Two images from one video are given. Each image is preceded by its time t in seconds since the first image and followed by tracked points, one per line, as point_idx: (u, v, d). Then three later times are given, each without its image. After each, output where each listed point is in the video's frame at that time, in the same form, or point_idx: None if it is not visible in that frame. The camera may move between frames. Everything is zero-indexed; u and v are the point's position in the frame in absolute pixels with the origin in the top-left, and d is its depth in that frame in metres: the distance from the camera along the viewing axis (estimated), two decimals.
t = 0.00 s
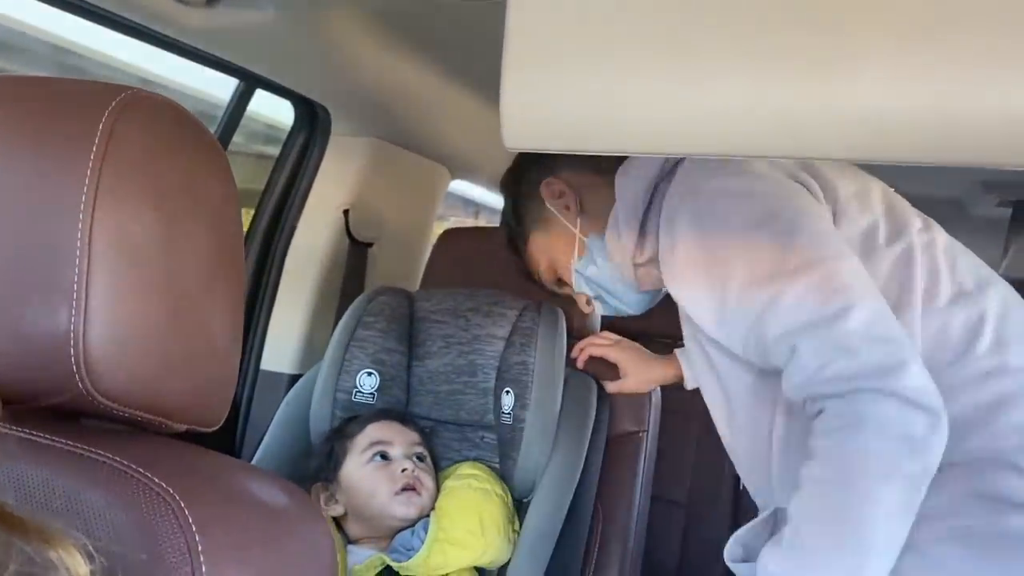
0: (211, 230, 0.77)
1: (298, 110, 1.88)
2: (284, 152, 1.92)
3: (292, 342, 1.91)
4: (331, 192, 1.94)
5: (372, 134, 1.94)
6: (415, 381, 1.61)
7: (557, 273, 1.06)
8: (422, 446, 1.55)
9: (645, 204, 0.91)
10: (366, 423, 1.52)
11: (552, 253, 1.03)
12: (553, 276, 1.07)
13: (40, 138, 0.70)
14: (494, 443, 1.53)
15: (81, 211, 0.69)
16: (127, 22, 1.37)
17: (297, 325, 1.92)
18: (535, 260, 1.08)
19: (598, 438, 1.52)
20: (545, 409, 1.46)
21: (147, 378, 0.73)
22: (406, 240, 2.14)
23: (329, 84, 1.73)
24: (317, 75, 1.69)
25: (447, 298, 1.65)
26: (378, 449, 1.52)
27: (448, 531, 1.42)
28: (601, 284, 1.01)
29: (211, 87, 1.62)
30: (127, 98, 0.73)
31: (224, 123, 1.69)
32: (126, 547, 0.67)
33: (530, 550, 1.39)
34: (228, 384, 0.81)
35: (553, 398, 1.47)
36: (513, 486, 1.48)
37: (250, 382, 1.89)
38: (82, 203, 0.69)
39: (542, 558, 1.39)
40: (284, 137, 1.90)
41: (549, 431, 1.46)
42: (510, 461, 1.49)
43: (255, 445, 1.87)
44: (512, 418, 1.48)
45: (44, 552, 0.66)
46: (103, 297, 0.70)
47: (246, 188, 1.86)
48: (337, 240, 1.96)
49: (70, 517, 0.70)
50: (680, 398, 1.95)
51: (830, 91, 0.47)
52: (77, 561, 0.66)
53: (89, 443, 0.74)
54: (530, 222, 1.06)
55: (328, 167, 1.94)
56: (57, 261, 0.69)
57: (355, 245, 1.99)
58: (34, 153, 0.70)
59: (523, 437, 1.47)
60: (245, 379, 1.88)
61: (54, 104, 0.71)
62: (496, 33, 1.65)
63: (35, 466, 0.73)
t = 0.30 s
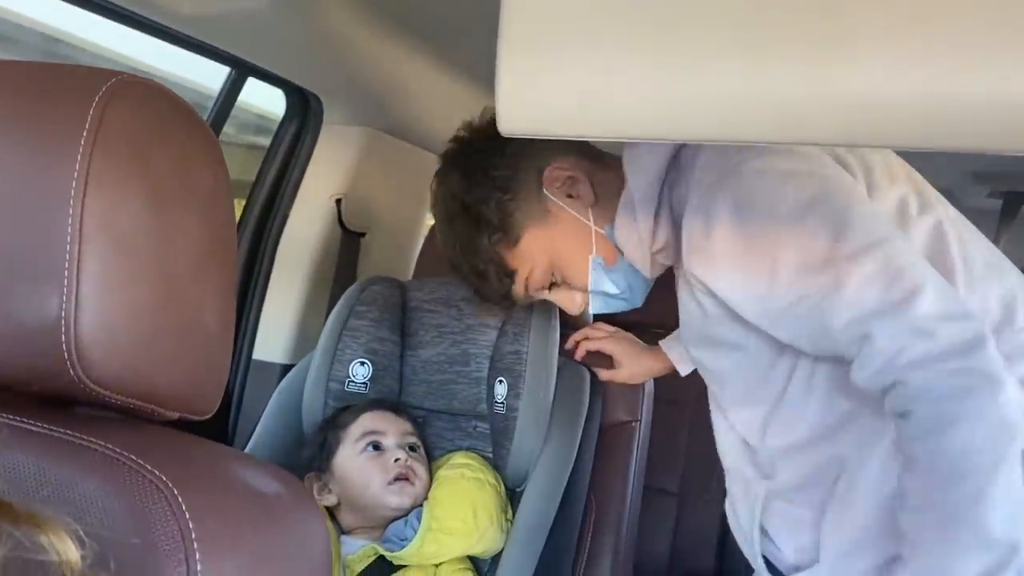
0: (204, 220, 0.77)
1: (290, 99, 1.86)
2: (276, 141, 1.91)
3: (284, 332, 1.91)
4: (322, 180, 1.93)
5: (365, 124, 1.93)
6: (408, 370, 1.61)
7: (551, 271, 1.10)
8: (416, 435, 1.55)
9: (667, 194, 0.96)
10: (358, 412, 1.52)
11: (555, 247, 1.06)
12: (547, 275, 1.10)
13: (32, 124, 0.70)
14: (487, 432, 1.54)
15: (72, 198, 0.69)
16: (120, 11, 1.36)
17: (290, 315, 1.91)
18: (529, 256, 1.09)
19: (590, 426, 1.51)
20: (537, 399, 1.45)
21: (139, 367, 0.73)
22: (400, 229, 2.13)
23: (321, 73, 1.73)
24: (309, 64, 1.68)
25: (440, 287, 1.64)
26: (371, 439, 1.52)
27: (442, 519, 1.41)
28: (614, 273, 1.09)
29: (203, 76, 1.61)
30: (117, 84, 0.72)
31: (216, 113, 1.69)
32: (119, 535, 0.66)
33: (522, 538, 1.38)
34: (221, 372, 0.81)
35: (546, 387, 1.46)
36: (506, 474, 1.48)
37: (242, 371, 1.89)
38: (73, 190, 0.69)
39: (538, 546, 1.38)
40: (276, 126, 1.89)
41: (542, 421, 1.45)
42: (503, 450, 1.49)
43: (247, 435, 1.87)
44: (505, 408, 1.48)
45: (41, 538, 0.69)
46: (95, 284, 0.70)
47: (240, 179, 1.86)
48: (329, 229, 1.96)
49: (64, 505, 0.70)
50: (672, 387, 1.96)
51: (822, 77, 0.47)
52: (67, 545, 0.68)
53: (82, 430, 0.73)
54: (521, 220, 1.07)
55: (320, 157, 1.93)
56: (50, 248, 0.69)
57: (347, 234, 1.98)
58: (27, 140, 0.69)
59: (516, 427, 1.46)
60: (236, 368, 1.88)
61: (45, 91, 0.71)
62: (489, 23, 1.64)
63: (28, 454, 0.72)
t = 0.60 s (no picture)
0: (193, 214, 0.76)
1: (278, 91, 1.85)
2: (266, 133, 1.90)
3: (273, 327, 1.91)
4: (311, 174, 1.92)
5: (353, 117, 1.93)
6: (398, 365, 1.60)
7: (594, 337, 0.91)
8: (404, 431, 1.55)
9: (767, 262, 0.87)
10: (348, 407, 1.53)
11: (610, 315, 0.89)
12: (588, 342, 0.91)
13: (15, 118, 0.69)
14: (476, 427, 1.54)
15: (57, 193, 0.68)
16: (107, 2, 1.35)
17: (278, 310, 1.91)
18: (588, 320, 0.88)
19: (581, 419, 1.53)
20: (527, 393, 1.46)
21: (125, 363, 0.72)
22: (388, 223, 2.13)
23: (310, 66, 1.72)
24: (298, 57, 1.67)
25: (429, 282, 1.64)
26: (359, 434, 1.52)
27: (431, 513, 1.41)
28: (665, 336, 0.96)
29: (190, 69, 1.60)
30: (103, 78, 0.71)
31: (204, 107, 1.67)
32: (104, 533, 0.66)
33: (513, 530, 1.39)
34: (209, 368, 0.80)
35: (535, 381, 1.47)
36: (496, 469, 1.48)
37: (231, 367, 1.89)
38: (57, 185, 0.68)
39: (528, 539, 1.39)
40: (265, 118, 1.89)
41: (532, 415, 1.46)
42: (493, 444, 1.49)
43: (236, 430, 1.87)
44: (495, 402, 1.47)
45: (23, 538, 0.69)
46: (80, 279, 0.69)
47: (228, 173, 1.86)
48: (318, 223, 1.94)
49: (48, 502, 0.69)
50: (659, 381, 1.97)
51: (820, 74, 0.49)
52: (50, 544, 0.68)
53: (68, 427, 0.73)
54: (589, 278, 0.84)
55: (309, 151, 1.93)
56: (34, 242, 0.68)
57: (336, 228, 1.97)
58: (11, 134, 0.69)
59: (506, 422, 1.46)
60: (226, 363, 1.88)
61: (30, 86, 0.70)
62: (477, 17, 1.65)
63: (12, 452, 0.72)
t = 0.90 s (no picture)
0: (165, 200, 0.74)
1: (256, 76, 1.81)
2: (243, 121, 1.86)
3: (251, 316, 1.89)
4: (290, 162, 1.90)
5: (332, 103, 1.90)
6: (377, 355, 1.58)
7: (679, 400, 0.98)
8: (385, 424, 1.50)
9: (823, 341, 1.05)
10: (327, 395, 1.49)
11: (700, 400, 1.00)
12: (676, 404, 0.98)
13: None
14: (458, 418, 1.50)
15: (22, 176, 0.66)
16: None
17: (257, 298, 1.89)
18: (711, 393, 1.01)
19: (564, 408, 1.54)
20: (507, 383, 1.46)
21: (94, 352, 0.70)
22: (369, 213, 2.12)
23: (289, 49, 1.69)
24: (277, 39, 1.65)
25: (410, 272, 1.62)
26: (338, 428, 1.47)
27: (409, 505, 1.39)
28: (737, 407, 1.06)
29: (167, 54, 1.57)
30: (70, 58, 0.69)
31: (179, 93, 1.64)
32: (71, 528, 0.65)
33: (496, 519, 1.39)
34: (183, 357, 0.78)
35: (515, 371, 1.48)
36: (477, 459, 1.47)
37: (207, 356, 1.85)
38: (23, 167, 0.66)
39: (510, 527, 1.38)
40: (242, 105, 1.84)
41: (513, 405, 1.46)
42: (474, 435, 1.48)
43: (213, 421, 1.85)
44: (476, 393, 1.48)
45: None
46: (45, 264, 0.67)
47: (203, 160, 1.79)
48: (297, 211, 1.93)
49: (13, 496, 0.68)
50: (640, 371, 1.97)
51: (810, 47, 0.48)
52: (13, 545, 0.67)
53: (36, 418, 0.71)
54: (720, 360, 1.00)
55: (287, 137, 1.89)
56: None
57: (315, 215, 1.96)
58: None
59: (486, 412, 1.46)
60: (202, 352, 1.85)
61: None
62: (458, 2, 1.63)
63: None
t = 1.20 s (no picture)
0: (96, 125, 0.69)
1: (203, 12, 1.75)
2: (191, 61, 1.78)
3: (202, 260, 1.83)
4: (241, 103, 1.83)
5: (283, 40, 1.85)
6: (332, 304, 1.53)
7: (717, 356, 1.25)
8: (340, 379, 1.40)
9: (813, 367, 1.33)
10: (273, 351, 1.38)
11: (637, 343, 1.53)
12: (711, 362, 1.27)
13: None
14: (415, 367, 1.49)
15: None
16: None
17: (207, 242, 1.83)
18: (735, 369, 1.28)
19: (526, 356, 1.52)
20: (466, 331, 1.44)
21: (20, 287, 0.65)
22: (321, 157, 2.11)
23: None
24: None
25: (365, 218, 1.58)
26: (288, 391, 1.36)
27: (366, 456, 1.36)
28: (763, 386, 1.33)
29: None
30: None
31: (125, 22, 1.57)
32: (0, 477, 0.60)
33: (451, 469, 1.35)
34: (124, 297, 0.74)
35: (473, 319, 1.45)
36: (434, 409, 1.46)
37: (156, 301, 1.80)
38: None
39: (468, 475, 1.35)
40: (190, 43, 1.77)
41: (472, 353, 1.44)
42: (432, 383, 1.46)
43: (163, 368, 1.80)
44: (433, 342, 1.45)
45: None
46: None
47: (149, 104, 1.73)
48: (250, 152, 1.87)
49: None
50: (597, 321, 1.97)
51: None
52: None
53: None
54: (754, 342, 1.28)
55: (238, 76, 1.83)
56: None
57: (267, 159, 1.91)
58: None
59: (443, 360, 1.44)
60: (151, 297, 1.80)
61: None
62: None
63: None
